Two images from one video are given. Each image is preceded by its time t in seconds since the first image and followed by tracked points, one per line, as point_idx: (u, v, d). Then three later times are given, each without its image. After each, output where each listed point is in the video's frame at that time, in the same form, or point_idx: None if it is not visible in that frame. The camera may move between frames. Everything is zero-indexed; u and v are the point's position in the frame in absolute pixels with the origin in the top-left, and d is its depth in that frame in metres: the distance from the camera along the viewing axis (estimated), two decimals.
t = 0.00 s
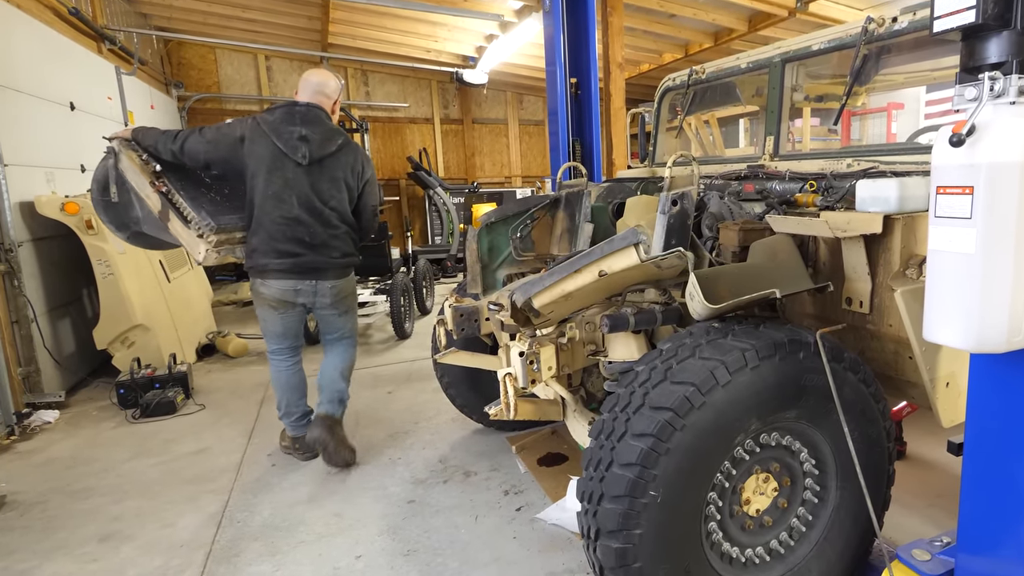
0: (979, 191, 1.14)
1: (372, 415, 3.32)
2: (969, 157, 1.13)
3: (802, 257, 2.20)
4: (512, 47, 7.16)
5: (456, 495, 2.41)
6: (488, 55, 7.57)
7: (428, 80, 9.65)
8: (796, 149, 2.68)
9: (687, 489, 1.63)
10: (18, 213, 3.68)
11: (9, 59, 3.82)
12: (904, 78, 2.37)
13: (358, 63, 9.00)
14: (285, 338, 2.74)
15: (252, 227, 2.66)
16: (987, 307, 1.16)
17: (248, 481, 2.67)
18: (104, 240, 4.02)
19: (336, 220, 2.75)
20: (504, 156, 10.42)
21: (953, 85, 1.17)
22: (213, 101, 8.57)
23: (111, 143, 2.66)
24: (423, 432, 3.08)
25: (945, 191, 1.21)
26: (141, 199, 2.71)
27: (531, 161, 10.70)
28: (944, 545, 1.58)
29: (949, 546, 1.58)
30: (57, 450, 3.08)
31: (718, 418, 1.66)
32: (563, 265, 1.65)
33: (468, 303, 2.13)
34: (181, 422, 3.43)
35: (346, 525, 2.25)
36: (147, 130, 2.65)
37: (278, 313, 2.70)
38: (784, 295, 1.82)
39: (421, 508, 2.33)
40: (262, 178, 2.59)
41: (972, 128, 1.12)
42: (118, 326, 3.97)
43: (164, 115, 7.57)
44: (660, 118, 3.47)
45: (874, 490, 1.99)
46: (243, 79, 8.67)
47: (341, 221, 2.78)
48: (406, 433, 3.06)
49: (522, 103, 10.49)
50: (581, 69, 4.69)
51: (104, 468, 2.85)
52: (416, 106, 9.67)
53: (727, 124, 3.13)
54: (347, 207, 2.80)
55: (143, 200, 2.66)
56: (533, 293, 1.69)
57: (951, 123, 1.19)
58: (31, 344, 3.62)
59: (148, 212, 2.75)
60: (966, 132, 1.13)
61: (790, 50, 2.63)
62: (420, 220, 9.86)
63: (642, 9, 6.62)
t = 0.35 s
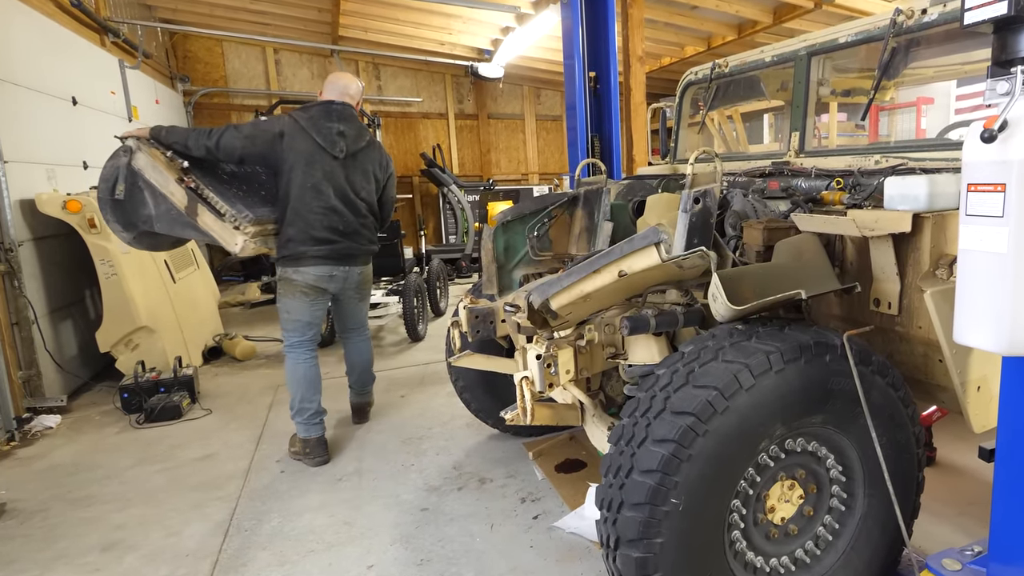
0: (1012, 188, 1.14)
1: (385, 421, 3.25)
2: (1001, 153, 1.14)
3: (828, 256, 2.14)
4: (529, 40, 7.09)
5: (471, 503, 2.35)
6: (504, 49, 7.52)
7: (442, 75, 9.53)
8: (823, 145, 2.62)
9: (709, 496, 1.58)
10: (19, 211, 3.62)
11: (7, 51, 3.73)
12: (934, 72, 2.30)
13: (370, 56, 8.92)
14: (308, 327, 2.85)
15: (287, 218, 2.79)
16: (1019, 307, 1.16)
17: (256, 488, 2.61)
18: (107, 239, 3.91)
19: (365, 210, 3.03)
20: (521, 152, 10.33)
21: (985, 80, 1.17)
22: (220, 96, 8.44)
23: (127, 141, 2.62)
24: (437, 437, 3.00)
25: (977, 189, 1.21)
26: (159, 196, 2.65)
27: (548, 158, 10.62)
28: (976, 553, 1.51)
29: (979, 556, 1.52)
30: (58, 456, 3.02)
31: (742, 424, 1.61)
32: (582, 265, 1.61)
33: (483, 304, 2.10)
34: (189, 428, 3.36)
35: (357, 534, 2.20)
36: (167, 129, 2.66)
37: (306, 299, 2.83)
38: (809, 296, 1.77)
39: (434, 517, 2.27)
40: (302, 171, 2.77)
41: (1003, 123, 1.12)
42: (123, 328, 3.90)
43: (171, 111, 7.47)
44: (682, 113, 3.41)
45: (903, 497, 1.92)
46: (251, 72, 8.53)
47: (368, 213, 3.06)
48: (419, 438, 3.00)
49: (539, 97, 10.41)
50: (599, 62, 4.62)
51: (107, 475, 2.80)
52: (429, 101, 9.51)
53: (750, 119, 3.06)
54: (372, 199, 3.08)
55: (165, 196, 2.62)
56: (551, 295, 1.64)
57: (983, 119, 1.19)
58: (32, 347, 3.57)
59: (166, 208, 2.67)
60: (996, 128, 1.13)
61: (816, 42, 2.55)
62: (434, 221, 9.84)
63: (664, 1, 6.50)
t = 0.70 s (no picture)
0: None
1: (398, 426, 3.15)
2: None
3: (855, 256, 2.07)
4: (547, 32, 6.93)
5: (486, 511, 2.27)
6: (521, 41, 7.40)
7: (456, 68, 9.25)
8: (849, 141, 2.55)
9: (732, 503, 1.54)
10: (19, 210, 3.48)
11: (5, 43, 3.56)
12: (964, 66, 2.23)
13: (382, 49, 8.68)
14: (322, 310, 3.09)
15: (329, 213, 3.00)
16: None
17: (264, 495, 2.51)
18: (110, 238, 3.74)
19: (394, 209, 3.30)
20: (538, 149, 10.08)
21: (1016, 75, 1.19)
22: (227, 90, 8.22)
23: (167, 131, 2.67)
24: (450, 443, 2.89)
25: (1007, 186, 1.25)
26: (198, 186, 2.74)
27: (565, 156, 10.40)
28: (1007, 565, 1.46)
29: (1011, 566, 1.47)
30: (61, 463, 2.93)
31: (765, 429, 1.56)
32: (600, 265, 1.56)
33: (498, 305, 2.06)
34: (194, 433, 3.26)
35: (368, 543, 2.12)
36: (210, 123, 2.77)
37: (331, 291, 3.07)
38: (835, 297, 1.71)
39: (448, 525, 2.19)
40: (349, 170, 2.99)
41: None
42: (127, 330, 3.73)
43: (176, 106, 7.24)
44: (703, 108, 3.33)
45: (932, 505, 1.86)
46: (259, 66, 8.31)
47: (396, 211, 3.34)
48: (432, 443, 2.89)
49: (556, 92, 10.16)
50: (619, 56, 4.55)
51: (110, 481, 2.71)
52: (442, 96, 9.29)
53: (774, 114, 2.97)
54: (399, 200, 3.35)
55: (207, 186, 2.71)
56: (567, 296, 1.60)
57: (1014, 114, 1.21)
58: (34, 349, 3.43)
59: (203, 198, 2.75)
60: None
61: (842, 36, 2.49)
62: (448, 219, 9.43)
63: None
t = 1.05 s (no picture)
0: None
1: (411, 430, 3.06)
2: None
3: (880, 255, 2.01)
4: (565, 23, 6.81)
5: (502, 519, 2.20)
6: (537, 35, 7.32)
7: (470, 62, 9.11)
8: (875, 137, 2.48)
9: (754, 511, 1.49)
10: (19, 208, 3.42)
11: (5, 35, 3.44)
12: (994, 60, 2.15)
13: (393, 43, 8.49)
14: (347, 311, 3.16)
15: (344, 214, 3.04)
16: None
17: (272, 502, 2.43)
18: (114, 237, 3.65)
19: (404, 208, 3.36)
20: (555, 145, 9.92)
21: None
22: (235, 84, 8.03)
23: (183, 140, 2.66)
24: (464, 449, 2.79)
25: None
26: (215, 192, 2.75)
27: (582, 152, 10.22)
28: None
29: None
30: (63, 469, 2.86)
31: (789, 433, 1.51)
32: (618, 265, 1.53)
33: (514, 307, 2.03)
34: (201, 438, 3.17)
35: (380, 552, 2.05)
36: (226, 131, 2.74)
37: (353, 287, 3.13)
38: (860, 298, 1.66)
39: (462, 533, 2.12)
40: (364, 173, 3.03)
41: None
42: (130, 332, 3.64)
43: (182, 100, 7.04)
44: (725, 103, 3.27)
45: (961, 513, 1.79)
46: (267, 60, 8.12)
47: (406, 210, 3.40)
48: (445, 449, 2.80)
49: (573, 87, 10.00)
50: (638, 50, 4.51)
51: (114, 488, 2.64)
52: (456, 90, 9.11)
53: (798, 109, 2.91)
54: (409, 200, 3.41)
55: (225, 192, 2.72)
56: (586, 296, 1.55)
57: None
58: (35, 351, 3.35)
59: (220, 204, 2.77)
60: None
61: (868, 30, 2.43)
62: (462, 217, 9.33)
63: None
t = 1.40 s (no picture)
0: None
1: (423, 434, 2.98)
2: None
3: (907, 255, 1.94)
4: (580, 16, 6.61)
5: (517, 526, 2.14)
6: (552, 28, 7.19)
7: (484, 56, 8.82)
8: (901, 133, 2.42)
9: (777, 518, 1.45)
10: (20, 207, 3.35)
11: (8, 30, 3.41)
12: None
13: (405, 35, 8.21)
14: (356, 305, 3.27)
15: (350, 208, 3.14)
16: None
17: (280, 509, 2.36)
18: (117, 237, 3.64)
19: (408, 199, 3.46)
20: (571, 142, 9.58)
21: None
22: (240, 79, 7.73)
23: (185, 146, 2.74)
24: (478, 455, 2.71)
25: None
26: (221, 194, 2.81)
27: (599, 149, 9.82)
28: None
29: None
30: (65, 474, 2.78)
31: (812, 439, 1.46)
32: (636, 265, 1.49)
33: (529, 308, 1.98)
34: (208, 443, 3.08)
35: (391, 561, 1.99)
36: (225, 135, 2.84)
37: (363, 281, 3.25)
38: (886, 299, 1.61)
39: (476, 542, 2.06)
40: (365, 166, 3.13)
41: None
42: (134, 334, 3.63)
43: (187, 96, 6.85)
44: (747, 99, 3.19)
45: (990, 520, 1.73)
46: (274, 54, 7.86)
47: (411, 201, 3.49)
48: (459, 455, 2.72)
49: (590, 81, 9.64)
50: (657, 43, 4.45)
51: (117, 494, 2.56)
52: (469, 86, 8.85)
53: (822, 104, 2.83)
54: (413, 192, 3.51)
55: (231, 193, 2.80)
56: (603, 297, 1.53)
57: None
58: (35, 354, 3.27)
59: (227, 205, 2.82)
60: None
61: (894, 23, 2.37)
62: (475, 215, 9.16)
63: None
